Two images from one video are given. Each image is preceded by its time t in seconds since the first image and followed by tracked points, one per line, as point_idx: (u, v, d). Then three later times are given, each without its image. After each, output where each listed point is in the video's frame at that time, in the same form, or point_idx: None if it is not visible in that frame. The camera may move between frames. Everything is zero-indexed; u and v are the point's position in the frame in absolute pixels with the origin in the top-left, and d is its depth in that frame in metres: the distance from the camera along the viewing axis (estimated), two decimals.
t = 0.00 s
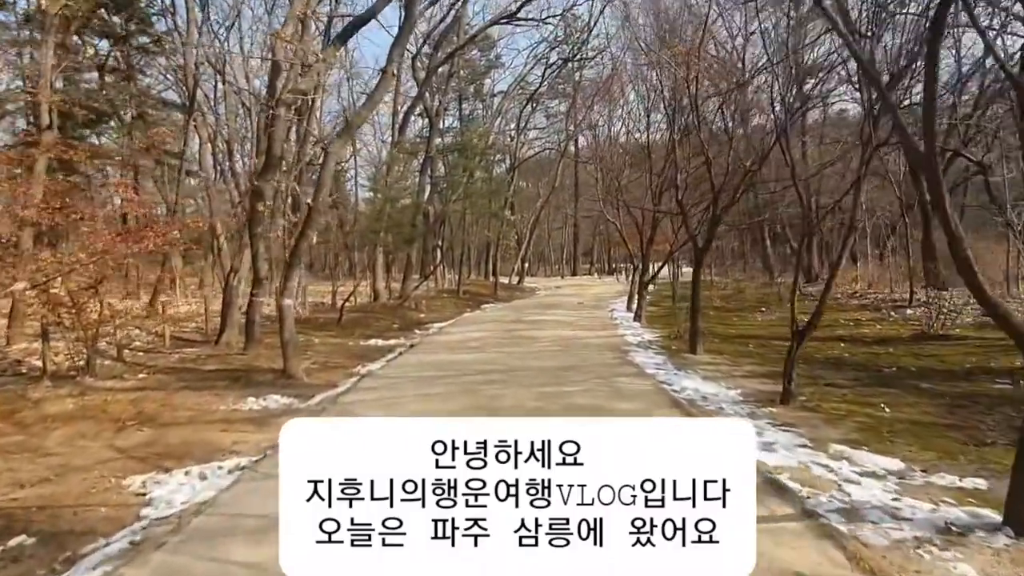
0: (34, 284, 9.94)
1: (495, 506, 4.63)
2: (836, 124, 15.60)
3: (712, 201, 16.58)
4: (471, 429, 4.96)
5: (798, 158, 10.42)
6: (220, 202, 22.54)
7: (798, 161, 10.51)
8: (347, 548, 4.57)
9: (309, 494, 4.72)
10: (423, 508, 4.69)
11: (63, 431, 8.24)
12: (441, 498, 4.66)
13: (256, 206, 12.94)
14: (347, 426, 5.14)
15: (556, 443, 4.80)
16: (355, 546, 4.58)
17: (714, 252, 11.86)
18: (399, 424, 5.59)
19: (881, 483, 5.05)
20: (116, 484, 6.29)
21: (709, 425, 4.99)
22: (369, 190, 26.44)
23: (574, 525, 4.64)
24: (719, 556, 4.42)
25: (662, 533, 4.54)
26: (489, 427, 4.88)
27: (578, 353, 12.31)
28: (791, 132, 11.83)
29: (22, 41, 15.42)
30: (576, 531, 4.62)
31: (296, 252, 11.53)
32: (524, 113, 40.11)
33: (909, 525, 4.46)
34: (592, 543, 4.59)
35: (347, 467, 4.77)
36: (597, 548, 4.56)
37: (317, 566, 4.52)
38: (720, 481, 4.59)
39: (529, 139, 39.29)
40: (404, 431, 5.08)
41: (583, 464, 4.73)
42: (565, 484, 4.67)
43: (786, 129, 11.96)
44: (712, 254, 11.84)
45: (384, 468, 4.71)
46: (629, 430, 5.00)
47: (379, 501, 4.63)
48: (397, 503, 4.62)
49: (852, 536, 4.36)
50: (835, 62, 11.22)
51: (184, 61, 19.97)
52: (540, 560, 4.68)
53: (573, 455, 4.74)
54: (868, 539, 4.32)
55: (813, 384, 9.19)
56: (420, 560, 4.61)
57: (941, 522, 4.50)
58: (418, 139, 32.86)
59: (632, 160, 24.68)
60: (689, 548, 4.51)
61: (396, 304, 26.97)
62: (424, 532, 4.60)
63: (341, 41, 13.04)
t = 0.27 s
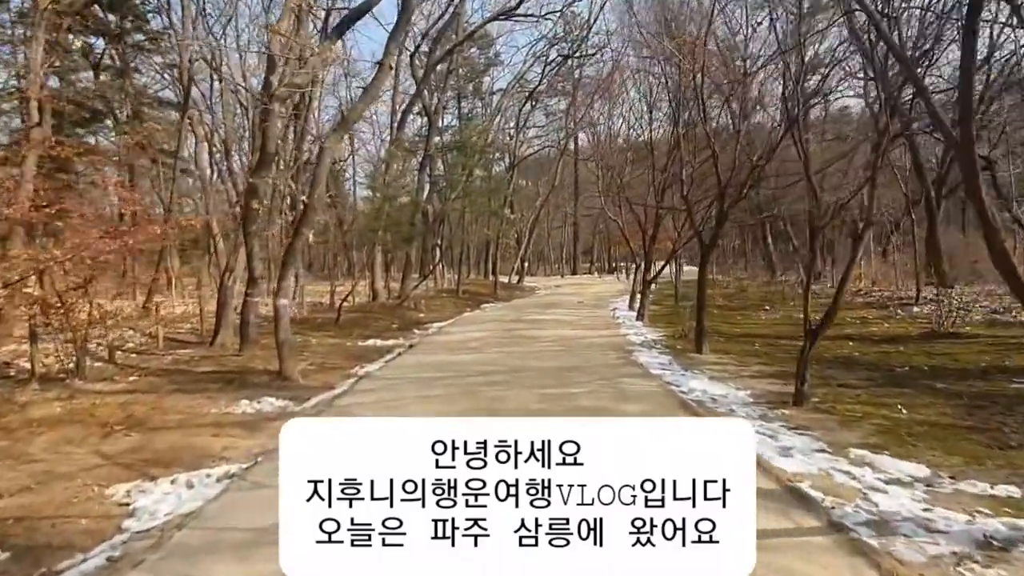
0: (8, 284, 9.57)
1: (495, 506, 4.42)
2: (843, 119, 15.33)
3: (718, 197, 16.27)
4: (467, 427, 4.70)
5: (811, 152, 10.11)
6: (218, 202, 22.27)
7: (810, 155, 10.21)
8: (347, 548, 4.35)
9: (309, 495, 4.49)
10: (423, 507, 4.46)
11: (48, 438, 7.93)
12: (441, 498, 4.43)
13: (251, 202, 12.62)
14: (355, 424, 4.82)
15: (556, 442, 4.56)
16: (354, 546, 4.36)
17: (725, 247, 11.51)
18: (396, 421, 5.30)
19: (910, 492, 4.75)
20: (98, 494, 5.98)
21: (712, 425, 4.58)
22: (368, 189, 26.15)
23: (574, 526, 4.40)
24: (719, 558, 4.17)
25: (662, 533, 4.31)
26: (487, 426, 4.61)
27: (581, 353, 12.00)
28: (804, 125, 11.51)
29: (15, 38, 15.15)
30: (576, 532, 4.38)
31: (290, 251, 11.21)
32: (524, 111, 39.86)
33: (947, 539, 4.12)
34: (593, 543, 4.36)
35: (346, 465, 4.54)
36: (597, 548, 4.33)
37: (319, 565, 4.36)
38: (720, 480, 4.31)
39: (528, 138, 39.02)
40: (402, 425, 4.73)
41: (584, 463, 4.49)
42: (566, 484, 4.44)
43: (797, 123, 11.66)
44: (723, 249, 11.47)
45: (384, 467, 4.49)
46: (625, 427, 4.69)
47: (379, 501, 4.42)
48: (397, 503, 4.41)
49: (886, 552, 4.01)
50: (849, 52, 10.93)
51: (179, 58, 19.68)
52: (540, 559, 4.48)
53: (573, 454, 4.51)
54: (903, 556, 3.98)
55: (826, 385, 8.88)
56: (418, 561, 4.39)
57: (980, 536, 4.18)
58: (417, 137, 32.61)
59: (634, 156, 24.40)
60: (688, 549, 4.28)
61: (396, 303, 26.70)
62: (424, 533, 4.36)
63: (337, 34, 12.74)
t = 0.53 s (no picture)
0: None
1: (495, 506, 4.57)
2: (846, 118, 15.13)
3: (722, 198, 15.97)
4: (466, 426, 4.86)
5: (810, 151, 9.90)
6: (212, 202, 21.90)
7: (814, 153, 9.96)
8: (347, 548, 4.50)
9: (309, 493, 4.63)
10: (422, 508, 4.60)
11: (30, 447, 7.67)
12: (441, 498, 4.59)
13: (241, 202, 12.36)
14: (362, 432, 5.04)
15: (556, 443, 4.73)
16: (354, 546, 4.50)
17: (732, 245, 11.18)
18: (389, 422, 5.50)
19: (937, 513, 4.45)
20: (78, 508, 5.72)
21: (709, 426, 4.92)
22: (365, 188, 25.82)
23: (574, 525, 4.57)
24: (718, 557, 4.32)
25: (661, 533, 4.46)
26: (488, 427, 4.76)
27: (581, 357, 11.74)
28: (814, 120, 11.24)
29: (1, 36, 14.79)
30: (576, 531, 4.56)
31: (283, 253, 10.92)
32: (522, 110, 39.55)
33: (981, 566, 3.81)
34: (592, 543, 4.54)
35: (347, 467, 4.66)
36: (597, 547, 4.51)
37: (319, 565, 4.47)
38: (720, 480, 4.51)
39: (527, 137, 38.68)
40: (404, 429, 4.91)
41: (583, 464, 4.67)
42: (565, 485, 4.60)
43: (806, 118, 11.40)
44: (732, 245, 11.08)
45: (384, 468, 4.62)
46: (620, 431, 4.97)
47: (378, 502, 4.54)
48: (397, 504, 4.53)
49: None
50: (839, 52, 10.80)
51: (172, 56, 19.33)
52: (538, 559, 4.62)
53: (573, 455, 4.69)
54: None
55: (836, 391, 8.62)
56: (419, 561, 4.51)
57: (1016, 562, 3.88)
58: (415, 137, 32.28)
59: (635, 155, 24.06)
60: (688, 548, 4.44)
61: (393, 305, 26.39)
62: (424, 532, 4.49)
63: (330, 30, 12.43)
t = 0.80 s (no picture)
0: None
1: (495, 506, 4.34)
2: (849, 116, 14.92)
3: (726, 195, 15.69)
4: (463, 423, 4.57)
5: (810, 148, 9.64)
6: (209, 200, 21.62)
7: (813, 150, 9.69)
8: (347, 548, 4.31)
9: (309, 493, 4.40)
10: (422, 507, 4.37)
11: (8, 451, 7.37)
12: (440, 498, 4.34)
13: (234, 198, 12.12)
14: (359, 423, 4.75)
15: (556, 441, 4.46)
16: (354, 546, 4.31)
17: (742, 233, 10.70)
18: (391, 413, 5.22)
19: (962, 525, 4.19)
20: (50, 516, 5.42)
21: (710, 425, 4.57)
22: (364, 186, 25.56)
23: (574, 526, 4.32)
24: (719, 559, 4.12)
25: (662, 533, 4.25)
26: (486, 425, 4.48)
27: (583, 358, 11.43)
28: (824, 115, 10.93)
29: None
30: (576, 532, 4.30)
31: (276, 250, 10.62)
32: (523, 108, 39.28)
33: None
34: (593, 544, 4.28)
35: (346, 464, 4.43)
36: (597, 548, 4.25)
37: (320, 565, 4.31)
38: (720, 480, 4.28)
39: (528, 135, 38.41)
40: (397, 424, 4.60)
41: (584, 464, 4.40)
42: (566, 484, 4.35)
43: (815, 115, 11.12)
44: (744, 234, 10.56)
45: (384, 467, 4.39)
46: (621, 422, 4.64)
47: (378, 501, 4.33)
48: (397, 503, 4.32)
49: None
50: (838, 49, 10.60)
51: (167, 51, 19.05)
52: (538, 560, 4.38)
53: (573, 455, 4.41)
54: None
55: (846, 393, 8.29)
56: (419, 561, 4.29)
57: None
58: (415, 135, 32.02)
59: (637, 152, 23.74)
60: (688, 548, 4.23)
61: (393, 303, 26.11)
62: (424, 533, 4.26)
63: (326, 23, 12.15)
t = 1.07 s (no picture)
0: None
1: (495, 506, 4.36)
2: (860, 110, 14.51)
3: (730, 194, 15.47)
4: (463, 424, 4.64)
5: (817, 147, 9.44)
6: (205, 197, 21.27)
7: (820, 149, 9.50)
8: (347, 549, 4.31)
9: (308, 493, 4.42)
10: (422, 508, 4.39)
11: None
12: (441, 498, 4.37)
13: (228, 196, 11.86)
14: (358, 424, 4.83)
15: (556, 442, 4.50)
16: (354, 546, 4.32)
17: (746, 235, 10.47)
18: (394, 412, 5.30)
19: (994, 547, 3.90)
20: (26, 528, 5.18)
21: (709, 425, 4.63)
22: (363, 184, 25.29)
23: (574, 525, 4.36)
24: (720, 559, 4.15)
25: (662, 533, 4.28)
26: (487, 425, 4.54)
27: (583, 360, 11.16)
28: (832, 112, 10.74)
29: None
30: (576, 531, 4.35)
31: (269, 249, 10.33)
32: (523, 107, 38.97)
33: None
34: (592, 543, 4.33)
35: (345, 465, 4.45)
36: (597, 548, 4.29)
37: (319, 565, 4.31)
38: (721, 480, 4.27)
39: (528, 134, 38.10)
40: (399, 425, 4.67)
41: (584, 463, 4.44)
42: (566, 484, 4.38)
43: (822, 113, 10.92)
44: (748, 235, 10.33)
45: (383, 467, 4.42)
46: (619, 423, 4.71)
47: (378, 501, 4.34)
48: (397, 503, 4.33)
49: None
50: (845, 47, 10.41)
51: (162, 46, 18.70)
52: (538, 560, 4.42)
53: (573, 455, 4.45)
54: None
55: (856, 398, 8.03)
56: (419, 561, 4.31)
57: None
58: (414, 133, 31.70)
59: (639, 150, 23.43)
60: (688, 549, 4.26)
61: (392, 302, 25.85)
62: (424, 533, 4.28)
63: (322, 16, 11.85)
